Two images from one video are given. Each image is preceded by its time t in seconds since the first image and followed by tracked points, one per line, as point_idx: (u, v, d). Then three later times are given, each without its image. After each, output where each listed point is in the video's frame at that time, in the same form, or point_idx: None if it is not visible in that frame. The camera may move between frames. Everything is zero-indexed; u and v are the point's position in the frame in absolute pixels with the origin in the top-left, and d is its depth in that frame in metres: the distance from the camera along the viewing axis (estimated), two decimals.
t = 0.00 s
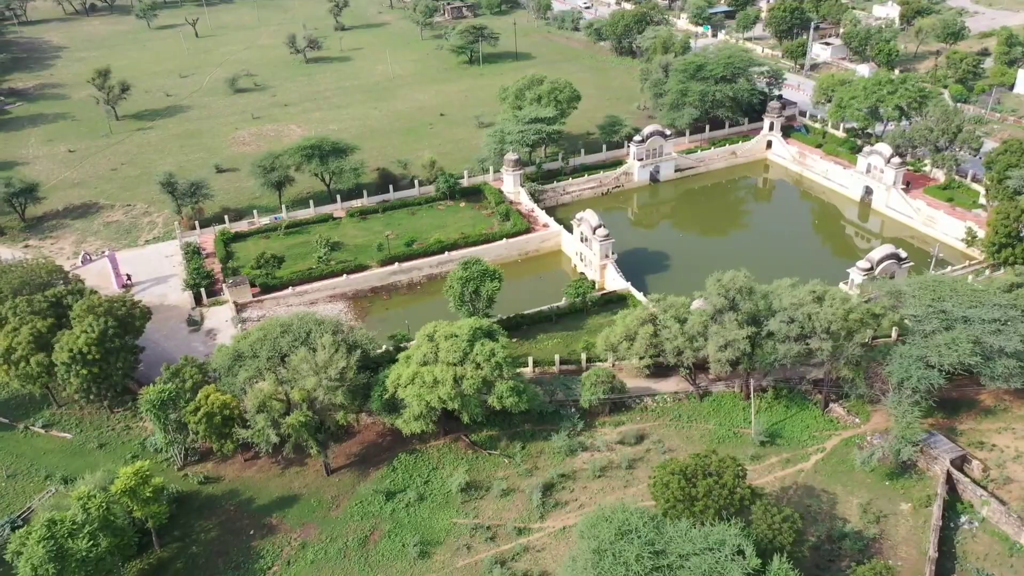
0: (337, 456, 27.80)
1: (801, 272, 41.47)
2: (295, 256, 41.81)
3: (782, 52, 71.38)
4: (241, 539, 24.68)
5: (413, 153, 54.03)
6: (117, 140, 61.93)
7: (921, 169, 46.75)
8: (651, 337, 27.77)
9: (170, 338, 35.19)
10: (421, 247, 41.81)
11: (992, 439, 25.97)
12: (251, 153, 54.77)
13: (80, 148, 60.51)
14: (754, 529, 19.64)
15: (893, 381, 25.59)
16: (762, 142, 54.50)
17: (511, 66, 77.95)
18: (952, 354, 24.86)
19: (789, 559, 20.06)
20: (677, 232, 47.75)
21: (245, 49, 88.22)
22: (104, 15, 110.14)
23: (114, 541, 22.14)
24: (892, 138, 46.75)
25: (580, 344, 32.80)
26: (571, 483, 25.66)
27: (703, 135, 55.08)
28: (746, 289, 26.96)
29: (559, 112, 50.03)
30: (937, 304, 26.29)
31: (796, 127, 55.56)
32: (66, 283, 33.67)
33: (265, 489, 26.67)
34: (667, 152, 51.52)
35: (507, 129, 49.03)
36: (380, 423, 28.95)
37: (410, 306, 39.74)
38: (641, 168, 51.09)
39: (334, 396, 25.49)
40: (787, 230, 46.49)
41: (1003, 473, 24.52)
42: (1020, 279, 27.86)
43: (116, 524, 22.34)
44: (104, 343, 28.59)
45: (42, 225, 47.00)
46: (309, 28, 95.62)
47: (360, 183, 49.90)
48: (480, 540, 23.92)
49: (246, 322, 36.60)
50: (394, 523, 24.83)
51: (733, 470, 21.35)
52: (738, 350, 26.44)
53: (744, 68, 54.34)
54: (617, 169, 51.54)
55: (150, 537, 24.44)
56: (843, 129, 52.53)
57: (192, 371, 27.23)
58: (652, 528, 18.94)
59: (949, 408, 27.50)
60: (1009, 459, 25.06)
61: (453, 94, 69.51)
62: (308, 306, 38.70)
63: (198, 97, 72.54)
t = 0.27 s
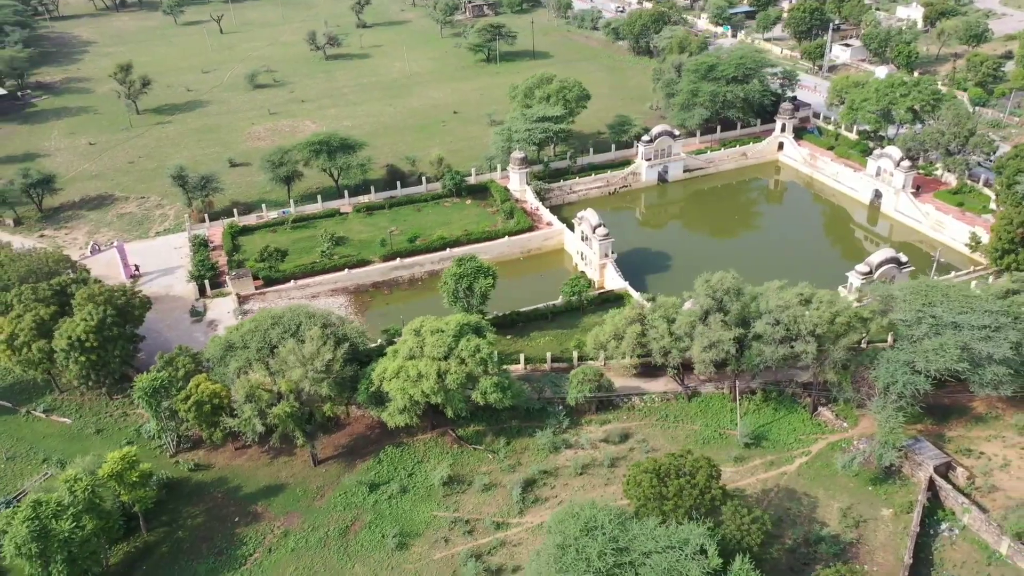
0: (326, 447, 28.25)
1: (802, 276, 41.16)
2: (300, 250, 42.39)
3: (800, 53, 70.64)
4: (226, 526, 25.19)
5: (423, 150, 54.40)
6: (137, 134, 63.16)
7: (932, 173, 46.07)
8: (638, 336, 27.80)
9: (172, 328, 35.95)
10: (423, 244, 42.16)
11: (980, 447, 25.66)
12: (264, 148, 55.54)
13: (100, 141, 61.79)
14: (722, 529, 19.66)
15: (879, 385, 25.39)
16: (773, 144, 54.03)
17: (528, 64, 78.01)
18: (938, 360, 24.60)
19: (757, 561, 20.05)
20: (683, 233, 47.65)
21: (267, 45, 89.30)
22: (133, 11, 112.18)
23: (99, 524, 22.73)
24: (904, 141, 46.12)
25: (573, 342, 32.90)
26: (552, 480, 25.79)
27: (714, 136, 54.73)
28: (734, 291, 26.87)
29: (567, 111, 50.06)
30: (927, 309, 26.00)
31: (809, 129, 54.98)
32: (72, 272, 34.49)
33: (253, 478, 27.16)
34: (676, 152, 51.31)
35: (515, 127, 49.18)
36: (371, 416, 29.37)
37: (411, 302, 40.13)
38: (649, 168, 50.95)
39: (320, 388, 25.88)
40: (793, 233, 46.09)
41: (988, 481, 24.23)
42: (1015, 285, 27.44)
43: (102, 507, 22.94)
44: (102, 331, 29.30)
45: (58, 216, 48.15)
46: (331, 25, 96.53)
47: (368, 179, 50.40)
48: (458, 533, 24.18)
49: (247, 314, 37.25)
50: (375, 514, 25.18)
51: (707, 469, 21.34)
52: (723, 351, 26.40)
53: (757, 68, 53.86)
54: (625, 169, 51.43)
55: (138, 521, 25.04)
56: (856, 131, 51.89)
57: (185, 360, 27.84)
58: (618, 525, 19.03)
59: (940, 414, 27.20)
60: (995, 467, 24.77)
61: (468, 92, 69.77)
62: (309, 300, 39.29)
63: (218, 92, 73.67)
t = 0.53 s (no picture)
0: (314, 437, 28.67)
1: (802, 278, 40.80)
2: (306, 243, 42.96)
3: (820, 53, 69.80)
4: (212, 511, 25.71)
5: (433, 147, 54.75)
6: (157, 127, 64.37)
7: (944, 177, 45.32)
8: (625, 334, 27.82)
9: (175, 318, 36.65)
10: (426, 239, 42.51)
11: (967, 454, 25.32)
12: (278, 142, 56.27)
13: (121, 133, 63.09)
14: (688, 528, 19.70)
15: (863, 389, 25.19)
16: (785, 145, 53.50)
17: (545, 63, 77.95)
18: (924, 365, 24.33)
19: (724, 561, 20.04)
20: (688, 233, 47.47)
21: (289, 41, 90.40)
22: (162, 6, 114.20)
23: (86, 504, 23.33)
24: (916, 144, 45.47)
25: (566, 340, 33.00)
26: (533, 475, 25.92)
27: (725, 136, 54.33)
28: (721, 291, 26.78)
29: (576, 109, 50.07)
30: (915, 314, 25.74)
31: (822, 131, 54.34)
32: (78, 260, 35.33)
33: (242, 465, 27.67)
34: (685, 152, 51.04)
35: (523, 125, 49.31)
36: (360, 407, 29.73)
37: (412, 296, 40.47)
38: (658, 167, 50.75)
39: (306, 378, 26.29)
40: (800, 235, 45.62)
41: (972, 488, 23.94)
42: (1010, 291, 27.02)
43: (89, 488, 23.54)
44: (102, 318, 30.03)
45: (75, 206, 49.31)
46: (353, 22, 97.36)
47: (377, 174, 50.87)
48: (437, 525, 24.44)
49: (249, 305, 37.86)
50: (357, 504, 25.54)
51: (680, 468, 21.35)
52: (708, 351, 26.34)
53: (770, 69, 53.36)
54: (634, 168, 51.27)
55: (127, 504, 25.65)
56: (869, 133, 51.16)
57: (179, 348, 28.45)
58: (583, 520, 19.15)
59: (929, 421, 26.86)
60: (980, 474, 24.46)
61: (484, 89, 69.98)
62: (311, 292, 39.80)
63: (239, 86, 74.76)
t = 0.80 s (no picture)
0: (304, 427, 29.11)
1: (802, 279, 40.31)
2: (311, 237, 43.55)
3: (840, 54, 68.94)
4: (200, 496, 26.28)
5: (444, 143, 55.10)
6: (177, 121, 65.58)
7: (955, 180, 44.60)
8: (612, 332, 27.87)
9: (179, 307, 37.40)
10: (430, 235, 42.86)
11: (953, 460, 25.03)
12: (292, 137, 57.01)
13: (142, 127, 64.40)
14: (655, 526, 19.78)
15: (848, 392, 25.00)
16: (797, 146, 52.95)
17: (563, 61, 77.87)
18: (909, 369, 24.11)
19: (691, 559, 20.09)
20: (693, 232, 47.17)
21: (312, 37, 91.43)
22: (191, 2, 116.02)
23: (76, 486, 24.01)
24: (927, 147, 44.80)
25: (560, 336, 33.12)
26: (516, 470, 26.09)
27: (737, 136, 53.92)
28: (708, 291, 26.73)
29: (585, 107, 50.09)
30: (903, 318, 25.49)
31: (836, 133, 53.70)
32: (86, 249, 36.22)
33: (233, 452, 28.23)
34: (695, 152, 50.77)
35: (531, 123, 49.44)
36: (351, 399, 30.12)
37: (413, 291, 40.82)
38: (666, 167, 50.57)
39: (294, 369, 26.75)
40: (806, 237, 45.13)
41: (955, 495, 23.67)
42: (1004, 297, 26.63)
43: (79, 471, 24.22)
44: (103, 305, 30.79)
45: (92, 197, 50.50)
46: (376, 19, 98.14)
47: (387, 169, 51.34)
48: (417, 515, 24.74)
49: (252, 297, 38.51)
50: (341, 493, 25.94)
51: (653, 466, 21.41)
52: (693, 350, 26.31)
53: (783, 69, 52.85)
54: (642, 167, 51.12)
55: (118, 487, 26.31)
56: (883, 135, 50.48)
57: (175, 336, 29.10)
58: (549, 514, 19.33)
59: (917, 426, 26.57)
60: (965, 481, 24.16)
61: (500, 87, 70.16)
62: (314, 285, 40.36)
63: (259, 81, 75.83)
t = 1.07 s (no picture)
0: (296, 417, 29.57)
1: (803, 283, 39.93)
2: (317, 231, 44.09)
3: (859, 55, 68.07)
4: (190, 482, 26.83)
5: (454, 141, 55.40)
6: (195, 115, 66.68)
7: (966, 184, 43.91)
8: (600, 330, 27.92)
9: (182, 298, 38.13)
10: (433, 231, 43.19)
11: (938, 466, 24.78)
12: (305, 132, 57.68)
13: (161, 121, 65.58)
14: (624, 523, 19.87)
15: (832, 395, 24.86)
16: (808, 148, 52.39)
17: (579, 60, 77.80)
18: (893, 374, 23.93)
19: (660, 557, 20.16)
20: (699, 233, 46.88)
21: (332, 34, 92.32)
22: None
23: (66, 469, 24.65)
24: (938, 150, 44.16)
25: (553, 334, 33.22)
26: (499, 465, 26.27)
27: (748, 137, 53.52)
28: (695, 291, 26.67)
29: (593, 106, 50.08)
30: (891, 322, 25.27)
31: (849, 134, 53.05)
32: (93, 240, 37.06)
33: (225, 440, 28.76)
34: (703, 152, 50.48)
35: (538, 121, 49.54)
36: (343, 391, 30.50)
37: (414, 286, 41.14)
38: (674, 167, 50.34)
39: (283, 359, 27.20)
40: (811, 239, 44.65)
41: (938, 502, 23.43)
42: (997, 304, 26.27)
43: (70, 454, 24.88)
44: (104, 294, 31.51)
45: (107, 188, 51.59)
46: (397, 16, 98.79)
47: (396, 166, 51.76)
48: (398, 507, 25.04)
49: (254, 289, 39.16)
50: (326, 483, 26.34)
51: (626, 464, 21.50)
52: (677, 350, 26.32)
53: (796, 70, 52.35)
54: (650, 167, 50.91)
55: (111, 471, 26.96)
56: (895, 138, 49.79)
57: (172, 325, 29.70)
58: (517, 508, 19.53)
59: (905, 431, 26.33)
60: (948, 488, 23.93)
61: (514, 85, 70.31)
62: (317, 278, 40.89)
63: (278, 77, 76.76)
